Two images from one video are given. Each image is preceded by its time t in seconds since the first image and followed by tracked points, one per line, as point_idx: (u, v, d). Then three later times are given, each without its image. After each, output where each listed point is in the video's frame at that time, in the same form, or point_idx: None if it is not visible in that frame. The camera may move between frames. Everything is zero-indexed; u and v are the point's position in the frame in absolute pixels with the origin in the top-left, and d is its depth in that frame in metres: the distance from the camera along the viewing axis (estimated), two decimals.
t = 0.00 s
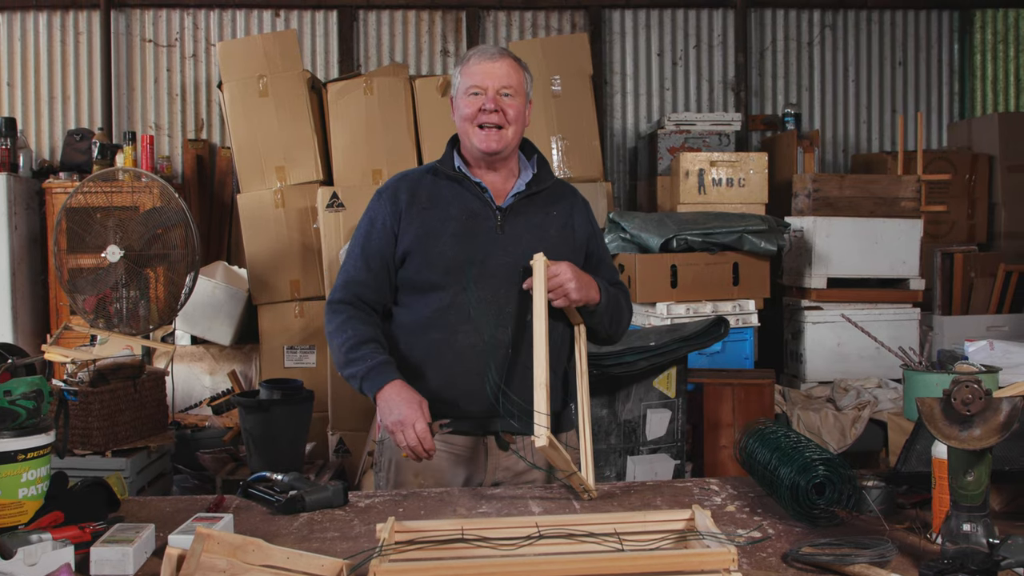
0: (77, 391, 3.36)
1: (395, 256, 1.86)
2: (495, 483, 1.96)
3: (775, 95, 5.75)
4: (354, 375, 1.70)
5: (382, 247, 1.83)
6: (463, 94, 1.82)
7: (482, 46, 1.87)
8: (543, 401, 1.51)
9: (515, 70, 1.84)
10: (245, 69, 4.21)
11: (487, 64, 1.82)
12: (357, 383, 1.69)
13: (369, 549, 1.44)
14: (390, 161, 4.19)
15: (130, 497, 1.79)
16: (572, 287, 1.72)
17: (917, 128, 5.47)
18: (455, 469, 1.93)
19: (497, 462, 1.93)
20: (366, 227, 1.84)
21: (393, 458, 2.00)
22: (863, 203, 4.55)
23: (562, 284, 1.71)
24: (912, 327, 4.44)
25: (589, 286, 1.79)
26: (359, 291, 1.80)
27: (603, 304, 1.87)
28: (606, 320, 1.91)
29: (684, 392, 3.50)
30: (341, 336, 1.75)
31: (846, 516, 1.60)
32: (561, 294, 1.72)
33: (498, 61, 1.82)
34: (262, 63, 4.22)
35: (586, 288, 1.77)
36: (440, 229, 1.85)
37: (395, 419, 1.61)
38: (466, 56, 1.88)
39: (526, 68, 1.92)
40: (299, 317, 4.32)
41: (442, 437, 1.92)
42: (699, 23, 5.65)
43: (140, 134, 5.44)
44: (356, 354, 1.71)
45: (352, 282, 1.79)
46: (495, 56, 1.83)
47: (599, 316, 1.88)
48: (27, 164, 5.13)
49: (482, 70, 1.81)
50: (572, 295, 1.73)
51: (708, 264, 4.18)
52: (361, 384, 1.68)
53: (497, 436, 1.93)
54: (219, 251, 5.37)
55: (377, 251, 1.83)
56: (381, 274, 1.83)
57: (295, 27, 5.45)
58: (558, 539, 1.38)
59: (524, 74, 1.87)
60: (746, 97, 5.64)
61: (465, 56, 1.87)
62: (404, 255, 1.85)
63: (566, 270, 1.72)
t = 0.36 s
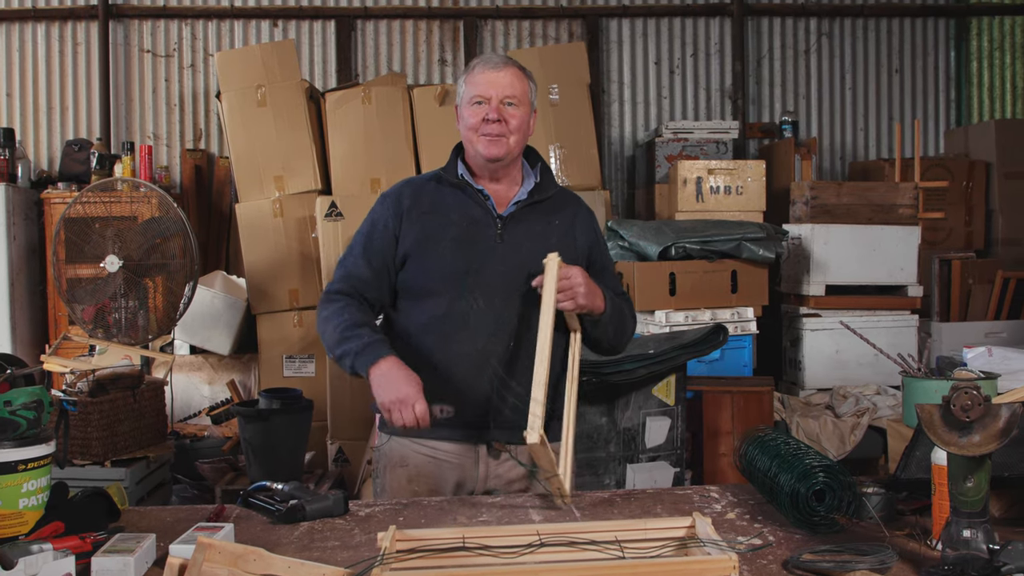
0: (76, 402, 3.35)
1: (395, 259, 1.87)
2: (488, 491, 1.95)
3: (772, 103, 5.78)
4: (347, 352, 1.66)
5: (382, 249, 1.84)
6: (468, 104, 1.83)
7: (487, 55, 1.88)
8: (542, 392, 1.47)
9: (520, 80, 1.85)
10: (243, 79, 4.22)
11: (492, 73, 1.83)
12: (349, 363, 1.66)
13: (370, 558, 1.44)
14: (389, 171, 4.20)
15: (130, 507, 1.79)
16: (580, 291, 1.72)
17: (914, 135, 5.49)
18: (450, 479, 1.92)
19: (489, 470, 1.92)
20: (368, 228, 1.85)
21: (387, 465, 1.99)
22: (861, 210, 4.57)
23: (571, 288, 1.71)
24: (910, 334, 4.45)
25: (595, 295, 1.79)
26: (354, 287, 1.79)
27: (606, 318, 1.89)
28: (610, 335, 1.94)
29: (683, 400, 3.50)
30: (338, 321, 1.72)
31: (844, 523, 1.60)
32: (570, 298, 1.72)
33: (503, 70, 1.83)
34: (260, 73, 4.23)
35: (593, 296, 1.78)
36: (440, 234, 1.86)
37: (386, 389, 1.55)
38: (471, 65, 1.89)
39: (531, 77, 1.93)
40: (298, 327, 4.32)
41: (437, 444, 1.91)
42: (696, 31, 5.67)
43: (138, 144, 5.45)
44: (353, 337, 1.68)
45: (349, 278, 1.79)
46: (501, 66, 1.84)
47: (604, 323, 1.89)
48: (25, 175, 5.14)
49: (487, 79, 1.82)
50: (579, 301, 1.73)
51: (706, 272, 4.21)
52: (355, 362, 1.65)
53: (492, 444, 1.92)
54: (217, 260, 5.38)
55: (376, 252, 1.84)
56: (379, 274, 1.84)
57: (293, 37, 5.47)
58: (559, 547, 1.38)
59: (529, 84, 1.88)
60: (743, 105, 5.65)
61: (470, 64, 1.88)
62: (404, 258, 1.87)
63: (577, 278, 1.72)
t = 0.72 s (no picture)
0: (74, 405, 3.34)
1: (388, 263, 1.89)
2: (490, 493, 1.93)
3: (770, 108, 5.79)
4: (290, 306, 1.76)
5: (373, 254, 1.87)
6: (459, 108, 1.84)
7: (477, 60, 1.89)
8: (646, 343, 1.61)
9: (511, 84, 1.86)
10: (241, 83, 4.23)
11: (483, 77, 1.84)
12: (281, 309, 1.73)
13: (370, 561, 1.44)
14: (387, 174, 4.21)
15: (129, 511, 1.78)
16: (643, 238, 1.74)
17: (911, 140, 5.50)
18: (451, 481, 1.91)
19: (491, 474, 1.91)
20: (358, 234, 1.89)
21: (389, 468, 1.97)
22: (859, 214, 4.57)
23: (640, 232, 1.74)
24: (908, 338, 4.45)
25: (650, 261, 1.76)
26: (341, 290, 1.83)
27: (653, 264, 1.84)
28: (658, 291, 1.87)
29: (681, 404, 3.50)
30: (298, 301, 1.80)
31: (845, 526, 1.60)
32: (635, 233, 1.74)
33: (494, 74, 1.84)
34: (258, 77, 4.24)
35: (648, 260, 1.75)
36: (432, 238, 1.88)
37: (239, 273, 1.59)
38: (461, 70, 1.90)
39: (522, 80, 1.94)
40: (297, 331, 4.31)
41: (438, 447, 1.90)
42: (694, 36, 5.69)
43: (136, 148, 5.46)
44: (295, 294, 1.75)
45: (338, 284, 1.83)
46: (492, 69, 1.85)
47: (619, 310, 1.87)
48: (23, 179, 5.14)
49: (479, 84, 1.83)
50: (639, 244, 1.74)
51: (704, 276, 4.22)
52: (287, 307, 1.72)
53: (493, 446, 1.90)
54: (216, 264, 5.38)
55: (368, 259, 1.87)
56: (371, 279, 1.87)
57: (292, 41, 5.47)
58: (559, 550, 1.39)
59: (520, 88, 1.89)
60: (741, 109, 5.66)
61: (459, 69, 1.89)
62: (396, 264, 1.89)
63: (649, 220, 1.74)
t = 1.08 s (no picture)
0: (72, 408, 3.32)
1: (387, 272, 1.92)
2: (488, 493, 1.93)
3: (768, 108, 5.80)
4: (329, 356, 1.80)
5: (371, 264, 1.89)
6: (455, 119, 1.81)
7: (471, 62, 1.84)
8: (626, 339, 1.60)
9: (507, 91, 1.82)
10: (239, 84, 4.22)
11: (479, 88, 1.80)
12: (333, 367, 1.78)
13: (369, 562, 1.43)
14: (385, 175, 4.21)
15: (128, 512, 1.78)
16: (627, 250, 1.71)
17: (909, 141, 5.51)
18: (450, 482, 1.91)
19: (489, 473, 1.91)
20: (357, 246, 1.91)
21: (388, 468, 1.97)
22: (857, 215, 4.58)
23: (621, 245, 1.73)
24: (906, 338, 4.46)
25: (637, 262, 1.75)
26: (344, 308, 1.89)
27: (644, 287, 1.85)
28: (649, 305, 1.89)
29: (680, 405, 3.50)
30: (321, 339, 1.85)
31: (843, 525, 1.60)
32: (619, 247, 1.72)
33: (490, 83, 1.80)
34: (256, 78, 4.23)
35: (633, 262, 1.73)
36: (427, 243, 1.88)
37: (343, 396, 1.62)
38: (454, 72, 1.85)
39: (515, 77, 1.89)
40: (294, 332, 4.30)
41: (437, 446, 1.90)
42: (692, 37, 5.69)
43: (134, 150, 5.45)
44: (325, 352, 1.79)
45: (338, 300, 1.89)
46: (487, 77, 1.81)
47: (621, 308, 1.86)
48: (20, 180, 5.13)
49: (475, 95, 1.79)
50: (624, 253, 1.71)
51: (702, 277, 4.23)
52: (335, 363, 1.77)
53: (491, 447, 1.90)
54: (214, 264, 5.37)
55: (365, 272, 1.91)
56: (371, 292, 1.91)
57: (289, 42, 5.47)
58: (558, 550, 1.39)
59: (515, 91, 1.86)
60: (739, 110, 5.67)
61: (454, 72, 1.84)
62: (393, 271, 1.90)
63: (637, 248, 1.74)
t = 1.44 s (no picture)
0: (72, 404, 3.34)
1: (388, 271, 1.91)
2: (487, 491, 1.94)
3: (767, 106, 5.80)
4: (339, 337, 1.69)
5: (371, 262, 1.88)
6: (440, 135, 1.79)
7: (450, 73, 1.79)
8: (536, 307, 1.42)
9: (489, 100, 1.78)
10: (237, 81, 4.22)
11: (461, 103, 1.76)
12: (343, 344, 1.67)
13: (368, 559, 1.43)
14: (384, 173, 4.20)
15: (127, 510, 1.78)
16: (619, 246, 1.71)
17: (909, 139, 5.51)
18: (449, 479, 1.91)
19: (489, 471, 1.91)
20: (358, 242, 1.89)
21: (388, 465, 1.98)
22: (856, 212, 4.58)
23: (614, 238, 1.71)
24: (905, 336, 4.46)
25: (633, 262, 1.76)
26: (347, 296, 1.84)
27: (639, 283, 1.85)
28: (645, 301, 1.90)
29: (679, 402, 3.50)
30: (330, 325, 1.74)
31: (842, 524, 1.60)
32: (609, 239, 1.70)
33: (470, 96, 1.76)
34: (254, 75, 4.22)
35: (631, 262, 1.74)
36: (426, 243, 1.87)
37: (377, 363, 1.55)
38: (436, 84, 1.81)
39: (498, 77, 1.84)
40: (293, 329, 4.30)
41: (436, 444, 1.90)
42: (691, 34, 5.69)
43: (133, 147, 5.44)
44: (350, 331, 1.69)
45: (341, 287, 1.85)
46: (467, 90, 1.77)
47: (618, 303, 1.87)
48: (19, 178, 5.12)
49: (457, 112, 1.76)
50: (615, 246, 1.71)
51: (701, 275, 4.22)
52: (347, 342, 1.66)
53: (491, 446, 1.91)
54: (212, 262, 5.37)
55: (368, 263, 1.88)
56: (375, 291, 1.88)
57: (288, 39, 5.46)
58: (558, 548, 1.39)
59: (498, 97, 1.81)
60: (738, 108, 5.67)
61: (436, 84, 1.80)
62: (393, 270, 1.90)
63: (628, 230, 1.70)
